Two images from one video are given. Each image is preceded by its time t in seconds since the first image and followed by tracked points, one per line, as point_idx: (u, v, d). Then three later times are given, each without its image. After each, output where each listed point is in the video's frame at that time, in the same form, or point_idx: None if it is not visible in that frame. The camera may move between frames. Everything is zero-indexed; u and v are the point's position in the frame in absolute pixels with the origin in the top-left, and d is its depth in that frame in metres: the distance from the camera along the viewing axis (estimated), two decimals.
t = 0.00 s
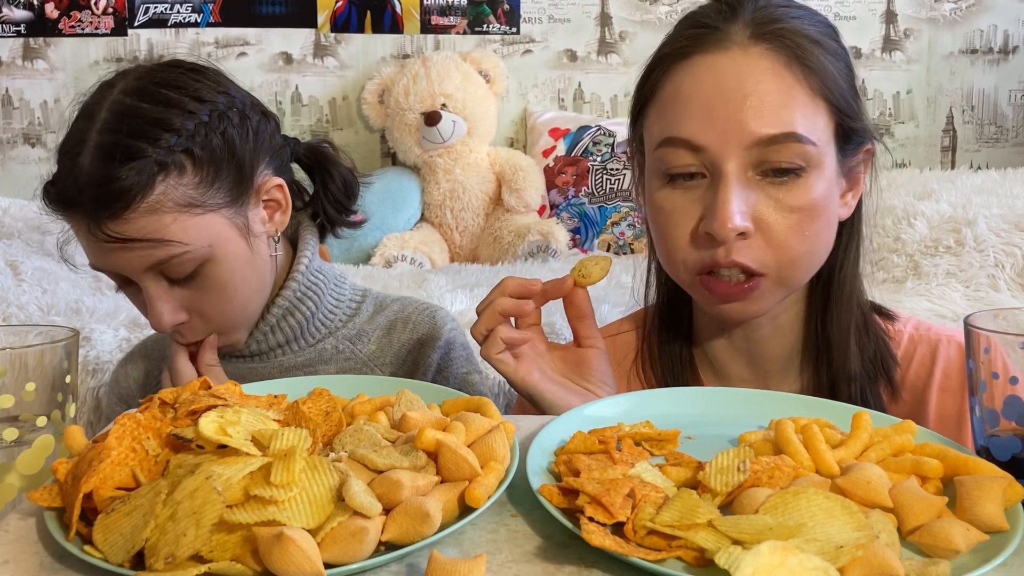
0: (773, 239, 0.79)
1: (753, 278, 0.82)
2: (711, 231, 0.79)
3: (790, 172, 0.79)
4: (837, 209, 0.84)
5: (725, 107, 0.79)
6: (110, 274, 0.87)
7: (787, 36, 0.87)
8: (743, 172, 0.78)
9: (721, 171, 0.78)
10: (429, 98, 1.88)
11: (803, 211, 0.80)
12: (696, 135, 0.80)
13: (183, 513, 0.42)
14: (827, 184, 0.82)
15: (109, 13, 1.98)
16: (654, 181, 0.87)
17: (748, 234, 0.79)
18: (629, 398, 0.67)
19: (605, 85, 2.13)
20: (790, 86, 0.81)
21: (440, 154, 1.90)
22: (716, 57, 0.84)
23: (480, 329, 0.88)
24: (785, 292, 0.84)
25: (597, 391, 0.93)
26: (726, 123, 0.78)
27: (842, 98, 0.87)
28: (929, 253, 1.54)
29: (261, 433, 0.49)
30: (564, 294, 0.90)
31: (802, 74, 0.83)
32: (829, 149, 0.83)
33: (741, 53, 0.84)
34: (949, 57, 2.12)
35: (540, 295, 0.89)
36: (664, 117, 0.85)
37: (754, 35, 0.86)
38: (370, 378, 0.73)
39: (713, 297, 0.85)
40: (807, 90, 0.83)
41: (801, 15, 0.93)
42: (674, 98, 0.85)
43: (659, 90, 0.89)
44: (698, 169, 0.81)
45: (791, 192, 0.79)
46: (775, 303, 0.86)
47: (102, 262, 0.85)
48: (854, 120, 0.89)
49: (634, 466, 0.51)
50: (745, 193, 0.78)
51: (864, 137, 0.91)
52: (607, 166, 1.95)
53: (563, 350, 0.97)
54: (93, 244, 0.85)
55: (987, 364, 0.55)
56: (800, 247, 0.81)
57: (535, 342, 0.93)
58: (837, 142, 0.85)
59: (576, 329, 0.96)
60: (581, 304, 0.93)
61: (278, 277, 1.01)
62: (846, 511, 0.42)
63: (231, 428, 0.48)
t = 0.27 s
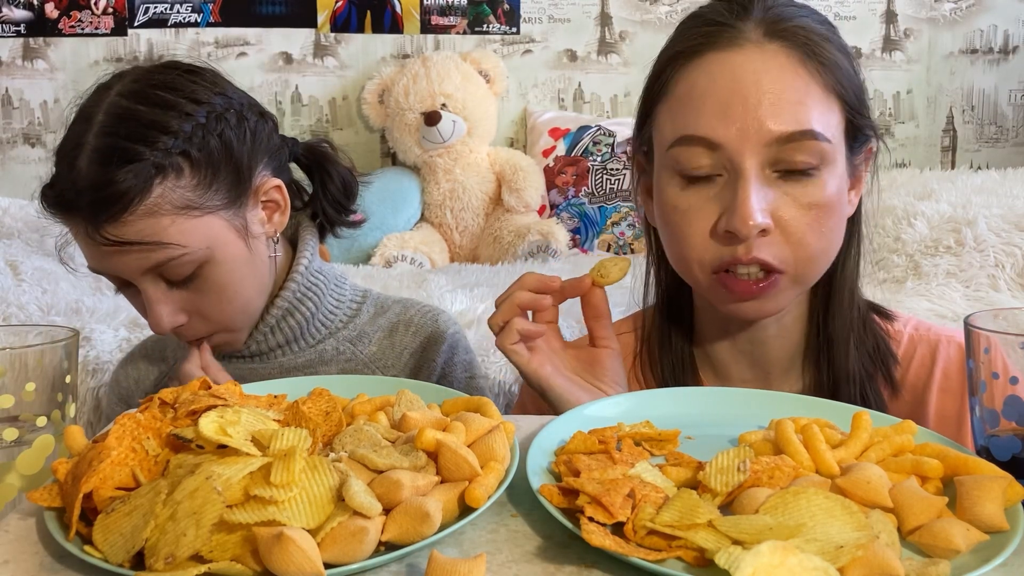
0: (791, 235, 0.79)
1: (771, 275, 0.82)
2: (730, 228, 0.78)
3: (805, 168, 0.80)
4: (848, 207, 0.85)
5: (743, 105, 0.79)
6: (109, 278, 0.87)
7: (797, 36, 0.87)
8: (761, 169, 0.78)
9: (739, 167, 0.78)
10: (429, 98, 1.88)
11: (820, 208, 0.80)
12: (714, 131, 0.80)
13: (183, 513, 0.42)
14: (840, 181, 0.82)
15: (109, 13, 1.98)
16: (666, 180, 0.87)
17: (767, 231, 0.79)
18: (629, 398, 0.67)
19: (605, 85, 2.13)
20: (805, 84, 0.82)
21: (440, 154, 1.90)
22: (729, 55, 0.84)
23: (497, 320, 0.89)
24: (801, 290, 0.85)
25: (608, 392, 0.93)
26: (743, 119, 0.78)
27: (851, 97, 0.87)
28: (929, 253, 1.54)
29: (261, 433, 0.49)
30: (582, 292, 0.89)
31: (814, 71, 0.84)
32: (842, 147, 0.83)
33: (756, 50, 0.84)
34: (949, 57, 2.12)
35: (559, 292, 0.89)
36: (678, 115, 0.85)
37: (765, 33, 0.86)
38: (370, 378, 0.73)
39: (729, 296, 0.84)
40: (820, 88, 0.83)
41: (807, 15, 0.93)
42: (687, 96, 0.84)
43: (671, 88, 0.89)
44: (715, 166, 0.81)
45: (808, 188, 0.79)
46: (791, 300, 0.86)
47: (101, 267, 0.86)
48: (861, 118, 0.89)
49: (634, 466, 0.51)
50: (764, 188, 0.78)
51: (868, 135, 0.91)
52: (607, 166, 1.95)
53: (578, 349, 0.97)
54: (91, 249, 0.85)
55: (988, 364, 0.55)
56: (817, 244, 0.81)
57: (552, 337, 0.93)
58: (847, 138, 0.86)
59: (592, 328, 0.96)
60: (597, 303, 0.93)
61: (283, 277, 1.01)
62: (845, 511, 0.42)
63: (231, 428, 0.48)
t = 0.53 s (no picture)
0: (791, 230, 0.79)
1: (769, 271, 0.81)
2: (730, 223, 0.78)
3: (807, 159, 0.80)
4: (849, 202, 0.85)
5: (742, 99, 0.79)
6: (105, 278, 0.87)
7: (798, 31, 0.87)
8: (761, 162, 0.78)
9: (740, 162, 0.78)
10: (429, 98, 1.88)
11: (820, 203, 0.80)
12: (715, 126, 0.80)
13: (183, 513, 0.42)
14: (841, 176, 0.82)
15: (109, 13, 1.98)
16: (666, 176, 0.87)
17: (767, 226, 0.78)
18: (629, 398, 0.66)
19: (605, 85, 2.13)
20: (805, 79, 0.82)
21: (440, 154, 1.90)
22: (728, 51, 0.84)
23: (495, 323, 0.90)
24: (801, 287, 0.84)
25: (607, 391, 0.93)
26: (744, 114, 0.78)
27: (851, 92, 0.87)
28: (929, 253, 1.54)
29: (261, 433, 0.49)
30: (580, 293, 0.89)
31: (814, 67, 0.84)
32: (842, 142, 0.83)
33: (756, 45, 0.84)
34: (949, 57, 2.12)
35: (557, 293, 0.90)
36: (679, 109, 0.85)
37: (765, 29, 0.87)
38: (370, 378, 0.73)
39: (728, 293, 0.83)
40: (819, 83, 0.83)
41: (807, 12, 0.93)
42: (687, 92, 0.85)
43: (671, 85, 0.89)
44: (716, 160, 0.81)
45: (808, 183, 0.79)
46: (790, 297, 0.85)
47: (96, 268, 0.86)
48: (862, 115, 0.89)
49: (634, 466, 0.51)
50: (765, 183, 0.78)
51: (870, 133, 0.91)
52: (607, 165, 1.95)
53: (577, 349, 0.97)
54: (86, 250, 0.85)
55: (987, 364, 0.55)
56: (816, 240, 0.80)
57: (550, 339, 0.93)
58: (848, 135, 0.85)
59: (591, 329, 0.96)
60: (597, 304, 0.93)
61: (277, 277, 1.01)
62: (845, 511, 0.42)
63: (231, 428, 0.48)
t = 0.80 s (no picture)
0: (773, 234, 0.79)
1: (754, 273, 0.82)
2: (710, 227, 0.79)
3: (787, 165, 0.79)
4: (839, 205, 0.84)
5: (723, 104, 0.79)
6: (114, 276, 0.86)
7: (788, 35, 0.87)
8: (742, 168, 0.78)
9: (720, 167, 0.78)
10: (429, 98, 1.88)
11: (802, 207, 0.79)
12: (696, 130, 0.80)
13: (183, 513, 0.42)
14: (828, 180, 0.82)
15: (109, 13, 1.98)
16: (655, 178, 0.87)
17: (748, 230, 0.78)
18: (629, 398, 0.67)
19: (605, 85, 2.13)
20: (792, 82, 0.81)
21: (440, 155, 1.90)
22: (717, 54, 0.84)
23: (494, 324, 0.90)
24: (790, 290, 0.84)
25: (606, 391, 0.93)
26: (724, 119, 0.78)
27: (842, 95, 0.86)
28: (929, 253, 1.54)
29: (261, 433, 0.49)
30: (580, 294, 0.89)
31: (802, 68, 0.83)
32: (830, 144, 0.83)
33: (742, 48, 0.84)
34: (949, 57, 2.12)
35: (556, 294, 0.89)
36: (665, 113, 0.85)
37: (753, 31, 0.86)
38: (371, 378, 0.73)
39: (715, 294, 0.84)
40: (807, 88, 0.82)
41: (802, 13, 0.93)
42: (674, 95, 0.85)
43: (660, 88, 0.89)
44: (698, 165, 0.81)
45: (790, 187, 0.79)
46: (777, 298, 0.85)
47: (107, 265, 0.85)
48: (855, 119, 0.88)
49: (634, 466, 0.51)
50: (744, 187, 0.78)
51: (865, 135, 0.90)
52: (607, 165, 1.95)
53: (577, 349, 0.97)
54: (96, 248, 0.85)
55: (987, 364, 0.54)
56: (799, 243, 0.80)
57: (549, 339, 0.93)
58: (839, 138, 0.85)
59: (591, 329, 0.96)
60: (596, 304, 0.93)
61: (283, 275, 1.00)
62: (846, 511, 0.42)
63: (231, 428, 0.48)
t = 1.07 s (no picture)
0: (770, 235, 0.79)
1: (752, 273, 0.82)
2: (707, 229, 0.79)
3: (785, 168, 0.79)
4: (837, 206, 0.84)
5: (720, 105, 0.79)
6: (119, 270, 0.86)
7: (786, 36, 0.87)
8: (739, 169, 0.78)
9: (716, 168, 0.79)
10: (429, 98, 1.88)
11: (800, 209, 0.79)
12: (693, 131, 0.80)
13: (183, 513, 0.42)
14: (826, 181, 0.82)
15: (109, 13, 1.98)
16: (653, 180, 0.87)
17: (745, 231, 0.79)
18: (629, 398, 0.66)
19: (605, 85, 2.13)
20: (789, 84, 0.81)
21: (440, 155, 1.90)
22: (714, 55, 0.84)
23: (492, 324, 0.90)
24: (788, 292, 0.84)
25: (603, 391, 0.93)
26: (720, 121, 0.78)
27: (840, 97, 0.86)
28: (929, 253, 1.54)
29: (261, 433, 0.49)
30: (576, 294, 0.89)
31: (799, 69, 0.83)
32: (827, 146, 0.83)
33: (739, 49, 0.84)
34: (949, 57, 2.12)
35: (553, 294, 0.90)
36: (661, 114, 0.86)
37: (751, 32, 0.86)
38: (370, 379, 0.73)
39: (713, 294, 0.85)
40: (804, 89, 0.82)
41: (801, 14, 0.93)
42: (672, 96, 0.85)
43: (658, 89, 0.90)
44: (696, 166, 0.81)
45: (787, 189, 0.79)
46: (777, 301, 0.85)
47: (111, 258, 0.84)
48: (853, 120, 0.88)
49: (634, 466, 0.51)
50: (741, 188, 0.78)
51: (864, 136, 0.90)
52: (607, 165, 1.95)
53: (574, 349, 0.97)
54: (102, 241, 0.84)
55: (987, 365, 0.54)
56: (796, 245, 0.80)
57: (546, 339, 0.93)
58: (836, 140, 0.85)
59: (588, 328, 0.96)
60: (593, 303, 0.93)
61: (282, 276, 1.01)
62: (846, 511, 0.42)
63: (231, 428, 0.48)
